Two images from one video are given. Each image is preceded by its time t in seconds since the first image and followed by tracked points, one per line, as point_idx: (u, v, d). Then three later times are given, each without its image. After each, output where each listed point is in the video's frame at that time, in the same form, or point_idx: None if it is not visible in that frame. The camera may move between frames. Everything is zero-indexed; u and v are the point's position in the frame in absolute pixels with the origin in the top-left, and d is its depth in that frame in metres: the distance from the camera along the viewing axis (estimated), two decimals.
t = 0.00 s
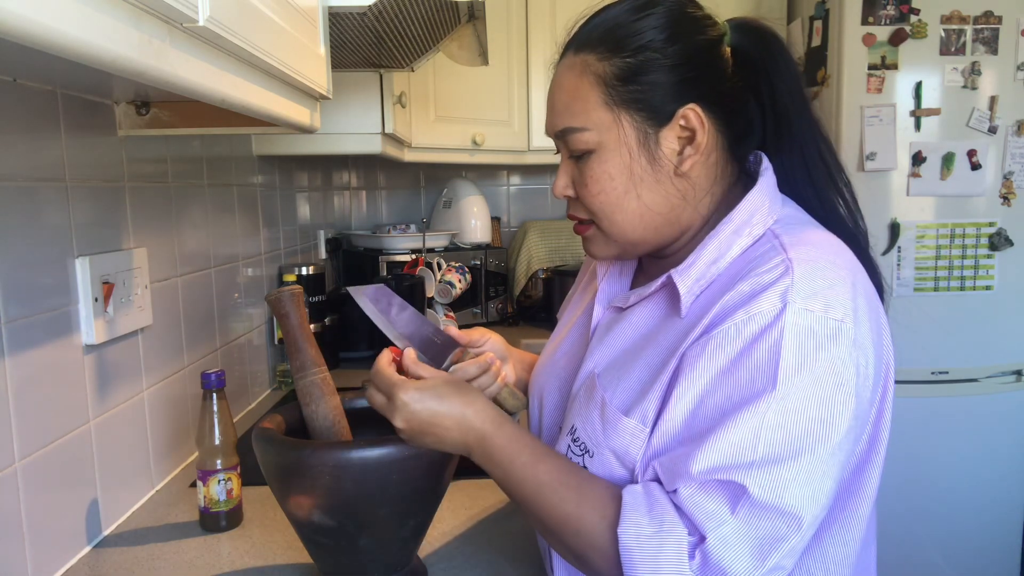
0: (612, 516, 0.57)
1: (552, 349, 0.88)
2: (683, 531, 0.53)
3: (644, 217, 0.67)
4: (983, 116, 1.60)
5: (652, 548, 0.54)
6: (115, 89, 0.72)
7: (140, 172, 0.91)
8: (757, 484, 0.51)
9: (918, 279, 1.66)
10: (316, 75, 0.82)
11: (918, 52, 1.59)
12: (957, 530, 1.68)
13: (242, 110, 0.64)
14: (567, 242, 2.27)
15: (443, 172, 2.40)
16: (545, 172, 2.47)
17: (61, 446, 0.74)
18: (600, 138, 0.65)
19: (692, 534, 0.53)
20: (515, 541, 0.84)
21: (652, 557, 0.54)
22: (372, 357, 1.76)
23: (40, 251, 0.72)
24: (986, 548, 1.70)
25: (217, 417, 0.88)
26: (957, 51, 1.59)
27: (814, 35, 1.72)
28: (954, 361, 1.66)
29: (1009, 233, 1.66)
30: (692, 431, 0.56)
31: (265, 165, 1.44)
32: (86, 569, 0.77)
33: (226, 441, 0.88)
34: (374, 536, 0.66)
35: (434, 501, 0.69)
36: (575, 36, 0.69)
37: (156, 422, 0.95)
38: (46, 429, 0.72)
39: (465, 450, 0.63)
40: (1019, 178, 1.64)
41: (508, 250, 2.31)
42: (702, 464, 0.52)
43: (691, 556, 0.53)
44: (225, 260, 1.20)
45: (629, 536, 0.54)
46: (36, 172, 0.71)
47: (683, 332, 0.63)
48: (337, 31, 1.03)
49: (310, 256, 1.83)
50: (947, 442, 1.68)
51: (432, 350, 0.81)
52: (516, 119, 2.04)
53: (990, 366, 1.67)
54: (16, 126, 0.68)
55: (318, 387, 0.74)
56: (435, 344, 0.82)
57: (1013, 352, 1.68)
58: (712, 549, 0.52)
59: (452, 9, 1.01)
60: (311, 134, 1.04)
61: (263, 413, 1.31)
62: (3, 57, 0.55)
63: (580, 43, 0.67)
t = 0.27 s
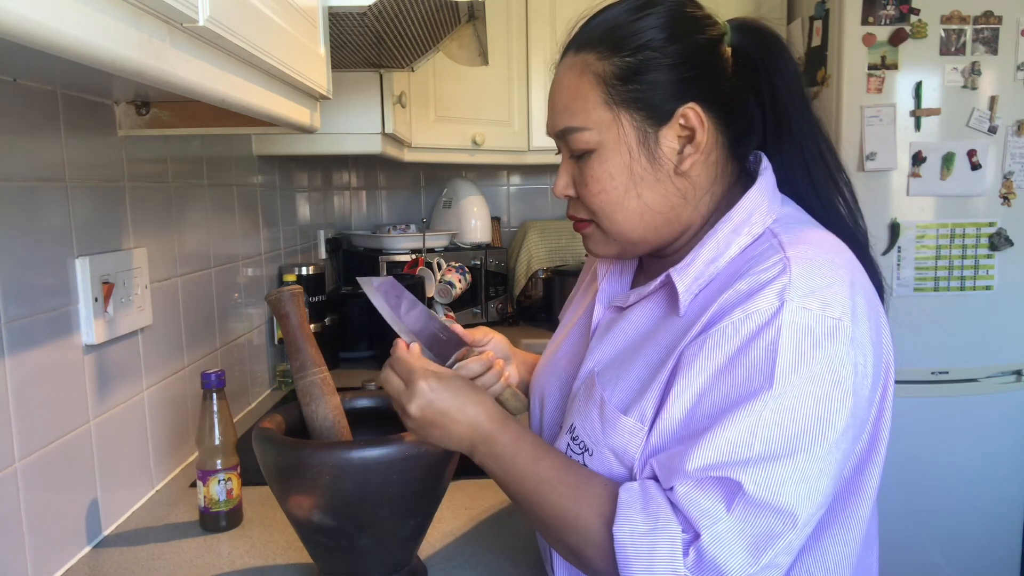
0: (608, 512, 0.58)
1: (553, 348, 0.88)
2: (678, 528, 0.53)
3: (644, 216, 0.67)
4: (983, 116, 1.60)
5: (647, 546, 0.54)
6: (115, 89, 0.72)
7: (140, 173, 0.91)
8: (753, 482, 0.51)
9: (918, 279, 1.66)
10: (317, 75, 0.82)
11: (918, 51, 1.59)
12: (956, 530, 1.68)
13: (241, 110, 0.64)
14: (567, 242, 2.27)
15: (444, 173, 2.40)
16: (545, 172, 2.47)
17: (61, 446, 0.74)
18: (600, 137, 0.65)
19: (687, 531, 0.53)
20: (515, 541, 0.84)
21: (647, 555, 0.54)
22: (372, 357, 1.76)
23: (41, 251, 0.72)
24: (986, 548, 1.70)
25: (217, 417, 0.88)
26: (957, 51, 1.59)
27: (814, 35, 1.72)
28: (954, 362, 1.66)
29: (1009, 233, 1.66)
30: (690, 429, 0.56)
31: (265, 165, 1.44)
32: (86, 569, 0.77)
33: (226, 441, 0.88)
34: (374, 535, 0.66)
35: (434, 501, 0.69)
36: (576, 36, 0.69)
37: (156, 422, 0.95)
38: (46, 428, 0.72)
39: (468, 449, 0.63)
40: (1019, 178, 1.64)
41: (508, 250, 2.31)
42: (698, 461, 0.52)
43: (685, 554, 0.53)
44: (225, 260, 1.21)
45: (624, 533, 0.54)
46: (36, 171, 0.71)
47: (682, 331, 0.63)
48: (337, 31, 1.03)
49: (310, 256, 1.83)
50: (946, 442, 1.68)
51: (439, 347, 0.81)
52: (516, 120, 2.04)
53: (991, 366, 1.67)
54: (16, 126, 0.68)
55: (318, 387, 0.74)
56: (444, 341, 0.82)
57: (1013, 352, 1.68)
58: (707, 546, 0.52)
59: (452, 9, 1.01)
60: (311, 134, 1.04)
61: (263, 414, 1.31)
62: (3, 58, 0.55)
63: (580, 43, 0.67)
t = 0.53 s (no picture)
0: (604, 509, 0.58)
1: (555, 347, 0.88)
2: (674, 528, 0.54)
3: (644, 216, 0.67)
4: (983, 116, 1.60)
5: (643, 545, 0.54)
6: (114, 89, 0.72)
7: (140, 173, 0.91)
8: (749, 481, 0.51)
9: (918, 279, 1.66)
10: (316, 75, 0.82)
11: (918, 51, 1.59)
12: (956, 530, 1.68)
13: (241, 110, 0.64)
14: (567, 242, 2.27)
15: (444, 173, 2.40)
16: (545, 172, 2.47)
17: (61, 446, 0.74)
18: (600, 137, 0.65)
19: (683, 530, 0.54)
20: (515, 541, 0.84)
21: (643, 554, 0.54)
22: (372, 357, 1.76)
23: (41, 251, 0.72)
24: (986, 548, 1.70)
25: (217, 417, 0.88)
26: (957, 51, 1.59)
27: (814, 35, 1.71)
28: (954, 361, 1.66)
29: (1009, 233, 1.66)
30: (689, 429, 0.56)
31: (265, 165, 1.44)
32: (86, 569, 0.77)
33: (226, 441, 0.88)
34: (374, 536, 0.66)
35: (434, 501, 0.69)
36: (575, 37, 0.69)
37: (156, 422, 0.95)
38: (46, 428, 0.72)
39: (471, 448, 0.64)
40: (1019, 178, 1.64)
41: (508, 250, 2.31)
42: (696, 460, 0.52)
43: (681, 553, 0.53)
44: (225, 260, 1.21)
45: (620, 532, 0.55)
46: (36, 171, 0.71)
47: (681, 331, 0.63)
48: (337, 31, 1.03)
49: (310, 256, 1.83)
50: (946, 442, 1.68)
51: (445, 344, 0.81)
52: (516, 120, 2.04)
53: (991, 366, 1.67)
54: (17, 127, 0.68)
55: (318, 387, 0.74)
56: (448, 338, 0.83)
57: (1013, 352, 1.68)
58: (702, 546, 0.52)
59: (452, 9, 1.01)
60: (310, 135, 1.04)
61: (263, 414, 1.31)
62: (3, 57, 0.55)
63: (579, 43, 0.67)
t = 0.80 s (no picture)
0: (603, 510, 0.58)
1: (554, 347, 0.88)
2: (670, 526, 0.54)
3: (685, 212, 0.66)
4: (983, 116, 1.60)
5: (640, 544, 0.54)
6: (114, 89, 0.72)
7: (140, 173, 0.91)
8: (748, 478, 0.51)
9: (918, 279, 1.66)
10: (317, 75, 0.82)
11: (919, 51, 1.59)
12: (956, 530, 1.68)
13: (241, 110, 0.64)
14: (567, 242, 2.27)
15: (443, 173, 2.40)
16: (545, 172, 2.47)
17: (61, 445, 0.74)
18: (645, 131, 0.62)
19: (680, 529, 0.54)
20: (515, 541, 0.84)
21: (640, 553, 0.54)
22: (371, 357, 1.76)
23: (40, 251, 0.72)
24: (986, 548, 1.69)
25: (217, 416, 0.88)
26: (957, 51, 1.59)
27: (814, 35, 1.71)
28: (954, 361, 1.66)
29: (1009, 233, 1.66)
30: (687, 427, 0.56)
31: (265, 165, 1.44)
32: (86, 569, 0.77)
33: (226, 441, 0.88)
34: (374, 535, 0.66)
35: (434, 501, 0.69)
36: (596, 35, 0.66)
37: (156, 422, 0.95)
38: (47, 428, 0.72)
39: (471, 450, 0.65)
40: (1019, 178, 1.64)
41: (508, 250, 2.31)
42: (693, 458, 0.52)
43: (677, 551, 0.53)
44: (225, 260, 1.20)
45: (618, 533, 0.55)
46: (36, 171, 0.71)
47: (680, 330, 0.63)
48: (337, 31, 1.03)
49: (310, 256, 1.83)
50: (946, 442, 1.68)
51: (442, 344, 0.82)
52: (516, 119, 2.04)
53: (991, 366, 1.67)
54: (17, 127, 0.68)
55: (318, 387, 0.74)
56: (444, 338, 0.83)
57: (1013, 352, 1.68)
58: (700, 544, 0.52)
59: (452, 9, 1.01)
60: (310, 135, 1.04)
61: (263, 413, 1.31)
62: (3, 57, 0.55)
63: (608, 39, 0.65)
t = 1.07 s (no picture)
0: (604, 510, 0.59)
1: (555, 343, 0.87)
2: (675, 531, 0.54)
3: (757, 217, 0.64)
4: (983, 116, 1.60)
5: (645, 548, 0.55)
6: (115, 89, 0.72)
7: (140, 173, 0.91)
8: (760, 486, 0.51)
9: (918, 279, 1.66)
10: (316, 75, 0.82)
11: (919, 51, 1.59)
12: (956, 530, 1.68)
13: (241, 111, 0.64)
14: (567, 243, 2.27)
15: (443, 173, 2.40)
16: (545, 172, 2.47)
17: (61, 445, 0.74)
18: (738, 143, 0.58)
19: (685, 534, 0.54)
20: (515, 541, 0.85)
21: (645, 557, 0.55)
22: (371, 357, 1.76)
23: (41, 251, 0.72)
24: (986, 548, 1.70)
25: (216, 417, 0.88)
26: (956, 51, 1.59)
27: (814, 34, 1.71)
28: (954, 361, 1.67)
29: (1009, 233, 1.66)
30: (697, 433, 0.56)
31: (265, 165, 1.44)
32: (86, 569, 0.77)
33: (226, 441, 0.88)
34: (374, 536, 0.66)
35: (434, 501, 0.69)
36: (662, 29, 0.58)
37: (156, 421, 0.95)
38: (47, 428, 0.72)
39: (469, 455, 0.65)
40: (1019, 178, 1.64)
41: (508, 249, 2.31)
42: (704, 466, 0.52)
43: (682, 555, 0.54)
44: (225, 260, 1.20)
45: (621, 537, 0.56)
46: (36, 172, 0.71)
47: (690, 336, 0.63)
48: (337, 31, 1.03)
49: (310, 256, 1.83)
50: (946, 441, 1.68)
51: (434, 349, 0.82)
52: (516, 120, 2.04)
53: (991, 366, 1.67)
54: (17, 127, 0.68)
55: (318, 387, 0.74)
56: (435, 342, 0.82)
57: (1014, 352, 1.68)
58: (706, 550, 0.53)
59: (452, 9, 1.00)
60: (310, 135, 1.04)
61: (263, 413, 1.31)
62: (3, 57, 0.55)
63: (682, 38, 0.58)
